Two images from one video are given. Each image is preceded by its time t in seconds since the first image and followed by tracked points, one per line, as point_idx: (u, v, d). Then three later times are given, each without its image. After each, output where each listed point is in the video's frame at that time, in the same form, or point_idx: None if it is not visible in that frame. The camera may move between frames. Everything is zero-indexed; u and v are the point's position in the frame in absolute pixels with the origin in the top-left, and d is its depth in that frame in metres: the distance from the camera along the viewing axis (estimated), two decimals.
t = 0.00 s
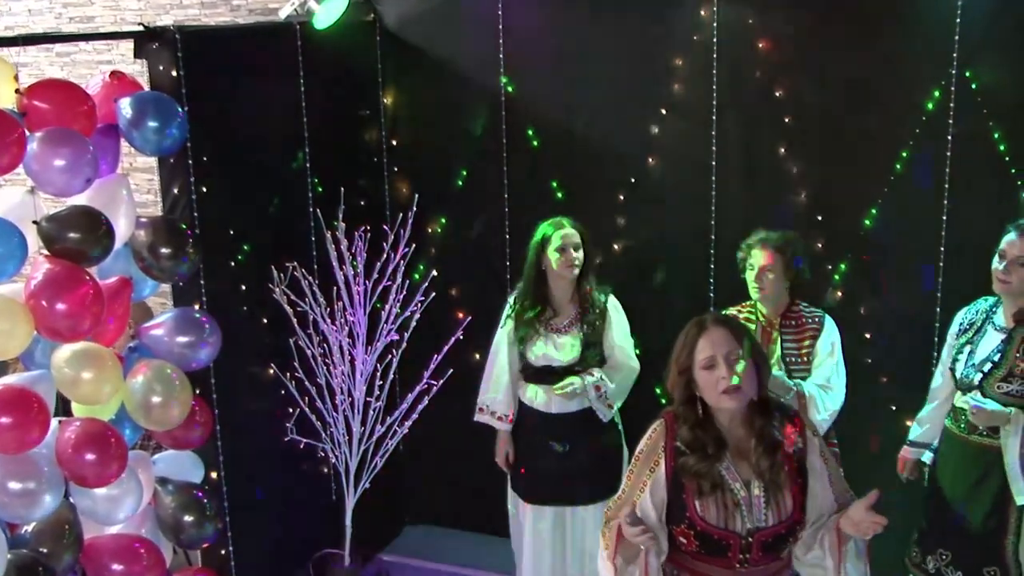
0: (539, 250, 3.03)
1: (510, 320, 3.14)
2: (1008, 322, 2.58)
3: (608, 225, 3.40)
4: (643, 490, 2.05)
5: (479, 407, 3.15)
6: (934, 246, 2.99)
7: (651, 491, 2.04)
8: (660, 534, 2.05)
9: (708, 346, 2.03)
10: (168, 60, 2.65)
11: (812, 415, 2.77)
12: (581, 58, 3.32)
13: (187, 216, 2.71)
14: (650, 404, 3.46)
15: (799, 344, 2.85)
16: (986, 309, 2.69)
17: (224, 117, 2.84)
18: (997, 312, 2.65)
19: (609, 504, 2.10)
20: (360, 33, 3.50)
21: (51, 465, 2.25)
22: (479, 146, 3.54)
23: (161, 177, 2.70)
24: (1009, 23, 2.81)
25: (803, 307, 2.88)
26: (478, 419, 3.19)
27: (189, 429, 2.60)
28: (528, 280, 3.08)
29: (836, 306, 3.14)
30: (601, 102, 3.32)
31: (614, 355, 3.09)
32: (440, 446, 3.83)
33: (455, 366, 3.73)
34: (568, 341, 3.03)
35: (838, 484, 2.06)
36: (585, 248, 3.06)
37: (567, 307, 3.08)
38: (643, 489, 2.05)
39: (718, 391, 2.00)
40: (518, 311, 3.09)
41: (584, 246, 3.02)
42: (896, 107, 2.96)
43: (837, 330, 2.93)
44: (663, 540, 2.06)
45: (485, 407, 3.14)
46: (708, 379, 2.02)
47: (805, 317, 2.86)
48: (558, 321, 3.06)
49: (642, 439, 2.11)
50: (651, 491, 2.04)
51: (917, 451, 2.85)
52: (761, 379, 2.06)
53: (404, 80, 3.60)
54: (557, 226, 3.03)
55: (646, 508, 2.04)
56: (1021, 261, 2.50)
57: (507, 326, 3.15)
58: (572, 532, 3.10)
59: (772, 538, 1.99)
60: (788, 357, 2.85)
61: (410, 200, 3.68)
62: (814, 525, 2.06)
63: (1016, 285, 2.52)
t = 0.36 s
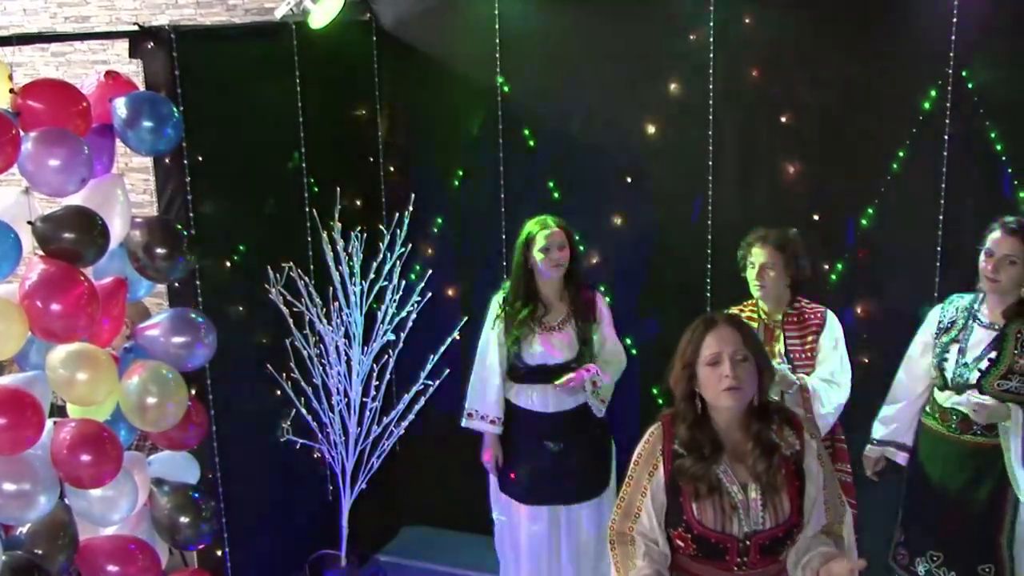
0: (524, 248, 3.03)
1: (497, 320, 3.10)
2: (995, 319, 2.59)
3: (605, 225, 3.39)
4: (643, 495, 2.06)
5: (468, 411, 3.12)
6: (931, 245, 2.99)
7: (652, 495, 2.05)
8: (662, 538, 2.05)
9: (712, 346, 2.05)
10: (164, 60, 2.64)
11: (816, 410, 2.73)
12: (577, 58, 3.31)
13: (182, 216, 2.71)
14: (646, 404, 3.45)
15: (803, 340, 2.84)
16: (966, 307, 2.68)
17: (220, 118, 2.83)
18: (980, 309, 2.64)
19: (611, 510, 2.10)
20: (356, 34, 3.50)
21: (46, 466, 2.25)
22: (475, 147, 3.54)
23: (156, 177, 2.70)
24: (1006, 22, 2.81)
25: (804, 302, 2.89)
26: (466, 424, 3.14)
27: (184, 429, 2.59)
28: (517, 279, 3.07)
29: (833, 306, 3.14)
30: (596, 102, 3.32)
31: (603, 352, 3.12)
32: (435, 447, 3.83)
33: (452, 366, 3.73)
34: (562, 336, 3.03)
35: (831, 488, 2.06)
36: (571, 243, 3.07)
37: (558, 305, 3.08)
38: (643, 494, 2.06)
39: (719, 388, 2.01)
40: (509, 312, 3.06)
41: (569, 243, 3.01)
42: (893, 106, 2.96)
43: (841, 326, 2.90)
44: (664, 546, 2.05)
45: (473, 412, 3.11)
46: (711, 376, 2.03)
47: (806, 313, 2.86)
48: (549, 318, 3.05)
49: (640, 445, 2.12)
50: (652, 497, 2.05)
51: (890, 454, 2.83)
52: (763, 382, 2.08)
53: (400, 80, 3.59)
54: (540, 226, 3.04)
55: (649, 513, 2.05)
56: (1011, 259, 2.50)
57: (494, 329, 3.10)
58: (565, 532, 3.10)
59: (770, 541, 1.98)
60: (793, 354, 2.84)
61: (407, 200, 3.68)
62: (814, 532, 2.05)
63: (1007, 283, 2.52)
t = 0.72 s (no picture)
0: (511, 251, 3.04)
1: (487, 323, 3.08)
2: (981, 318, 2.59)
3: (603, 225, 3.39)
4: (643, 494, 2.06)
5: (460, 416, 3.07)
6: (930, 245, 2.99)
7: (651, 495, 2.05)
8: (661, 538, 2.04)
9: (720, 341, 2.06)
10: (161, 59, 2.63)
11: (828, 415, 2.78)
12: (575, 58, 3.31)
13: (179, 216, 2.70)
14: (644, 405, 3.45)
15: (808, 341, 2.84)
16: (946, 308, 2.67)
17: (218, 118, 2.83)
18: (962, 308, 2.64)
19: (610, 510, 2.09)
20: (354, 33, 3.50)
21: (43, 467, 2.24)
22: (472, 147, 3.54)
23: (153, 177, 2.69)
24: (1004, 22, 2.81)
25: (807, 304, 2.87)
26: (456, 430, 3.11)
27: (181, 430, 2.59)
28: (506, 281, 3.07)
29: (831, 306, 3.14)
30: (593, 101, 3.31)
31: (592, 351, 3.14)
32: (433, 448, 3.82)
33: (450, 366, 3.72)
34: (554, 338, 3.06)
35: (829, 487, 2.06)
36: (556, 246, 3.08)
37: (549, 305, 3.11)
38: (643, 493, 2.06)
39: (725, 383, 2.02)
40: (499, 316, 3.06)
41: (552, 244, 3.02)
42: (892, 105, 2.96)
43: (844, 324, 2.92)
44: (664, 546, 2.04)
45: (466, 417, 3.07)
46: (717, 371, 2.03)
47: (810, 314, 2.85)
48: (541, 320, 3.07)
49: (639, 444, 2.11)
50: (651, 496, 2.05)
51: (877, 464, 2.76)
52: (765, 384, 2.09)
53: (398, 80, 3.59)
54: (526, 226, 3.05)
55: (649, 512, 2.05)
56: (1001, 258, 2.51)
57: (484, 334, 3.07)
58: (560, 533, 3.11)
59: (769, 541, 1.98)
60: (799, 356, 2.83)
61: (405, 200, 3.67)
62: (815, 535, 2.03)
63: (997, 282, 2.53)
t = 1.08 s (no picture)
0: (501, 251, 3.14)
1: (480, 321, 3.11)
2: (977, 313, 2.58)
3: (602, 224, 3.38)
4: (645, 491, 2.05)
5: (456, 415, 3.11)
6: (930, 243, 2.98)
7: (654, 491, 2.05)
8: (662, 535, 2.04)
9: (725, 338, 2.06)
10: (160, 57, 2.62)
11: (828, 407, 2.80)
12: (575, 56, 3.31)
13: (179, 214, 2.70)
14: (645, 404, 3.44)
15: (811, 338, 2.85)
16: (942, 308, 2.63)
17: (218, 116, 2.82)
18: (955, 303, 2.62)
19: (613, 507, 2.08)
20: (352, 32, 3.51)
21: (42, 466, 2.23)
22: (472, 146, 3.53)
23: (152, 175, 2.68)
24: (1005, 20, 2.80)
25: (810, 300, 2.92)
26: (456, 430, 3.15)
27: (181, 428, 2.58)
28: (497, 279, 3.10)
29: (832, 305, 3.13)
30: (593, 100, 3.31)
31: (588, 354, 3.10)
32: (432, 447, 3.82)
33: (449, 365, 3.72)
34: (543, 337, 3.03)
35: (830, 488, 2.05)
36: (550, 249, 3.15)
37: (540, 304, 3.08)
38: (646, 490, 2.05)
39: (727, 380, 2.02)
40: (490, 314, 3.09)
41: (544, 243, 3.12)
42: (892, 103, 2.95)
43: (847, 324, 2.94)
44: (665, 543, 2.05)
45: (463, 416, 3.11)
46: (720, 367, 2.04)
47: (813, 310, 2.89)
48: (530, 319, 3.05)
49: (642, 441, 2.11)
50: (654, 493, 2.04)
51: (892, 474, 2.66)
52: (769, 381, 2.08)
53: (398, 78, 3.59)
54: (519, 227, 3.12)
55: (650, 509, 2.04)
56: (996, 251, 2.58)
57: (478, 333, 3.11)
58: (553, 536, 3.11)
59: (769, 540, 1.98)
60: (801, 350, 2.85)
61: (404, 198, 3.68)
62: (815, 535, 2.03)
63: (994, 275, 2.58)
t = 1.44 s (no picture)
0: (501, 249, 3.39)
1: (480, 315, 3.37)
2: (980, 309, 2.60)
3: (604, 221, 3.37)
4: (649, 482, 2.18)
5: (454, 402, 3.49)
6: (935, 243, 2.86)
7: (657, 484, 2.18)
8: (665, 525, 2.19)
9: (728, 338, 2.19)
10: (161, 52, 2.62)
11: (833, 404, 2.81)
12: (577, 53, 3.31)
13: (181, 210, 2.69)
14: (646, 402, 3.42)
15: (816, 335, 2.84)
16: (944, 308, 2.64)
17: (220, 111, 2.82)
18: (953, 302, 2.63)
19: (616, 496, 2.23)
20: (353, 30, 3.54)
21: (45, 461, 2.22)
22: (474, 143, 3.54)
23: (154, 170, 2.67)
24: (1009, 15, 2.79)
25: (815, 298, 2.90)
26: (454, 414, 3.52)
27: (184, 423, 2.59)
28: (495, 276, 3.36)
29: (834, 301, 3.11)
30: (595, 96, 3.31)
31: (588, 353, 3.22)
32: (433, 445, 3.81)
33: (451, 363, 3.72)
34: (538, 332, 3.18)
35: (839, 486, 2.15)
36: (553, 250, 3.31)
37: (537, 301, 3.25)
38: (650, 481, 2.18)
39: (730, 380, 2.14)
40: (490, 309, 3.33)
41: (541, 241, 3.34)
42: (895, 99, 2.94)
43: (852, 322, 2.93)
44: (668, 531, 2.19)
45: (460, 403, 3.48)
46: (724, 368, 2.16)
47: (817, 308, 2.88)
48: (526, 315, 3.23)
49: (649, 434, 2.22)
50: (658, 485, 2.17)
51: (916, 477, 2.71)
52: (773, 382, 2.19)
53: (400, 75, 3.62)
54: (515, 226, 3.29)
55: (653, 500, 2.17)
56: (992, 246, 2.65)
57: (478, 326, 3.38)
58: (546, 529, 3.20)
59: (776, 536, 2.10)
60: (807, 348, 2.83)
61: (406, 194, 3.71)
62: (825, 532, 2.13)
63: (994, 270, 2.62)
